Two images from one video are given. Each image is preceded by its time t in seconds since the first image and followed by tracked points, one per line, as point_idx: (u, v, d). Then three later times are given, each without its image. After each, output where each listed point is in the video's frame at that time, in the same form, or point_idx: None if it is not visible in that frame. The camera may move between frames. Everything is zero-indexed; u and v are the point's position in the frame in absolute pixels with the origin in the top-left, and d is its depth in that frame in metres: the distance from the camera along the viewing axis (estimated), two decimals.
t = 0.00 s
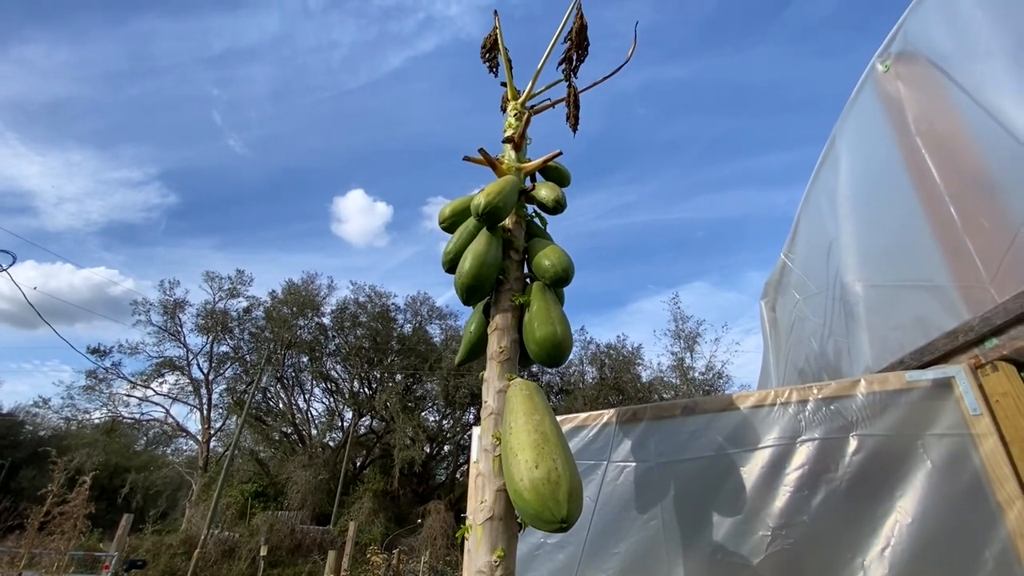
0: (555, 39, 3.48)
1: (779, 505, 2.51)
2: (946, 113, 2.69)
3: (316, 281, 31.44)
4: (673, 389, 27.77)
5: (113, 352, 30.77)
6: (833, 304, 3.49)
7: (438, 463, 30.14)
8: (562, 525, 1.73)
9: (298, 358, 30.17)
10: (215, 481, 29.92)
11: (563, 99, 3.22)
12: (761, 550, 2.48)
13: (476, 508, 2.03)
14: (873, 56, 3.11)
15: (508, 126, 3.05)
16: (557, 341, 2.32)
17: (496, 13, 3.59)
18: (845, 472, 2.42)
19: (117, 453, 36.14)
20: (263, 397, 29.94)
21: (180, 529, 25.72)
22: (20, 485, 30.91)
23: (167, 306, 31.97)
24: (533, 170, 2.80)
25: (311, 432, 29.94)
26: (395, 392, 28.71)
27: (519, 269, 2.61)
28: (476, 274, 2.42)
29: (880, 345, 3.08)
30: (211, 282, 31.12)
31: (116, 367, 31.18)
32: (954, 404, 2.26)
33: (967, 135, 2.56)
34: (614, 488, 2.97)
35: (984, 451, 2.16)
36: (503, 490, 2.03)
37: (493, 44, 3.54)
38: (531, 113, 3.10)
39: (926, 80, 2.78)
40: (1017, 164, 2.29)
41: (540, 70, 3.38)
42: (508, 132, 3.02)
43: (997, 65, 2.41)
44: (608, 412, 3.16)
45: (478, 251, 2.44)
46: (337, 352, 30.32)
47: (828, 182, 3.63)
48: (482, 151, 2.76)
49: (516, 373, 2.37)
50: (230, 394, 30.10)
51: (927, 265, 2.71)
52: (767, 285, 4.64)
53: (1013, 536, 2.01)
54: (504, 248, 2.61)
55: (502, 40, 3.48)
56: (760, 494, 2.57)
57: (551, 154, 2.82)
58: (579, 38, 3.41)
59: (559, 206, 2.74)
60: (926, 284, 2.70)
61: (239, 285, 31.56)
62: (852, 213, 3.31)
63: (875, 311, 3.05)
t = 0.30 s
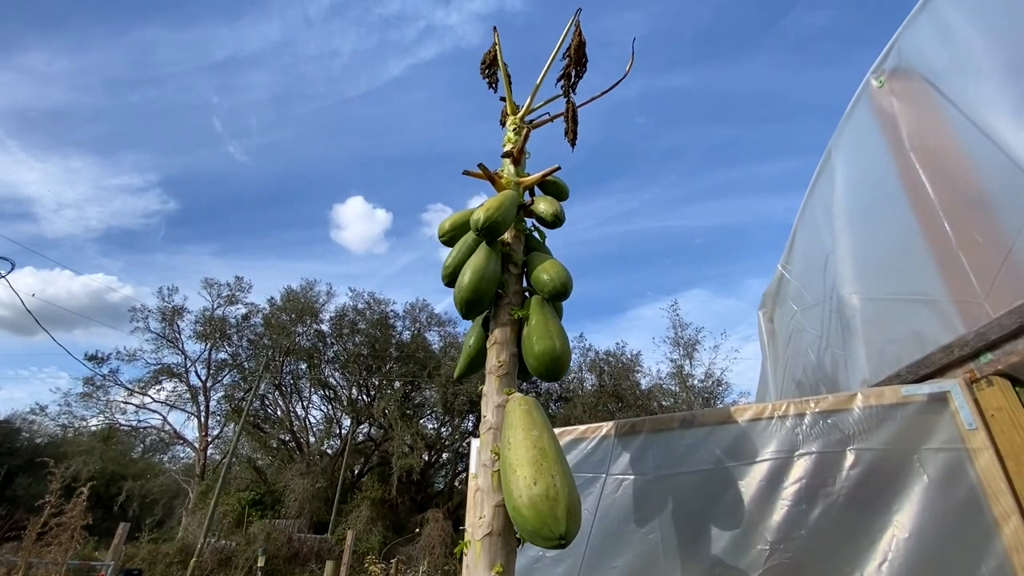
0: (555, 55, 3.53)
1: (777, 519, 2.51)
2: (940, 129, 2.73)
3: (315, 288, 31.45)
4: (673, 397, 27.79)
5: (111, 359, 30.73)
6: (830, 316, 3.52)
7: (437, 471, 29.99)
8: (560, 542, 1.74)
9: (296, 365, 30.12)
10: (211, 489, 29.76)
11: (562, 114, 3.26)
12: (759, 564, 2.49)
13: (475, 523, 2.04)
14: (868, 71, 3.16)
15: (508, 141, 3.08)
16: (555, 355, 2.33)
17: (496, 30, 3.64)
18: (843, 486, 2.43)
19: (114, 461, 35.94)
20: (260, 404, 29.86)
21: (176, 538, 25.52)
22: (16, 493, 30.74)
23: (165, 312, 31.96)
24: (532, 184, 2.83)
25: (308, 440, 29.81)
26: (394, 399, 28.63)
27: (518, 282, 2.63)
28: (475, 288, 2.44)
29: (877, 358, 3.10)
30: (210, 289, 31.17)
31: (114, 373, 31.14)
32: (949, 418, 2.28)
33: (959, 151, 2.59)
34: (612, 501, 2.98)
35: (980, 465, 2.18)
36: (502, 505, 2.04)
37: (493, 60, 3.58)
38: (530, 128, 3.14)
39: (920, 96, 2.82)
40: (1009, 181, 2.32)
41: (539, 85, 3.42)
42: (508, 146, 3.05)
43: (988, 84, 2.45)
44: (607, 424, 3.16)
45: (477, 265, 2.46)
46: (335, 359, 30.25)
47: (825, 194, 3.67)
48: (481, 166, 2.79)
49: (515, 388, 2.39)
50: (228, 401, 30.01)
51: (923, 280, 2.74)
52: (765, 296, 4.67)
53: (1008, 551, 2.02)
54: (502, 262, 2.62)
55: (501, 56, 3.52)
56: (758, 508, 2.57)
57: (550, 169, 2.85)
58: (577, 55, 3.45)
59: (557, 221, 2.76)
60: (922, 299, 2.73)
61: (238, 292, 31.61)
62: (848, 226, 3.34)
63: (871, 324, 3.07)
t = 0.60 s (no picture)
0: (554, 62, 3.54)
1: (775, 525, 2.52)
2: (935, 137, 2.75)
3: (314, 291, 31.42)
4: (672, 400, 27.70)
5: (109, 362, 30.69)
6: (828, 321, 3.53)
7: (435, 475, 29.91)
8: (559, 549, 1.73)
9: (295, 369, 30.08)
10: (209, 493, 29.66)
11: (561, 120, 3.27)
12: (758, 570, 2.49)
13: (474, 530, 2.04)
14: (865, 78, 3.18)
15: (507, 147, 3.09)
16: (554, 361, 2.34)
17: (496, 37, 3.66)
18: (841, 492, 2.43)
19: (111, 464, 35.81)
20: (259, 408, 29.80)
21: (173, 542, 25.39)
22: (13, 497, 30.63)
23: (164, 315, 31.93)
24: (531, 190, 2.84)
25: (307, 443, 29.73)
26: (393, 402, 28.56)
27: (517, 288, 2.64)
28: (474, 293, 2.44)
29: (875, 364, 3.11)
30: (209, 292, 31.19)
31: (112, 377, 31.12)
32: (948, 424, 2.29)
33: (956, 158, 2.61)
34: (611, 507, 2.97)
35: (978, 471, 2.18)
36: (501, 512, 2.04)
37: (492, 66, 3.60)
38: (529, 134, 3.15)
39: (916, 103, 2.84)
40: (1005, 187, 2.34)
41: (538, 92, 3.43)
42: (507, 152, 3.06)
43: (984, 91, 2.47)
44: (606, 429, 3.16)
45: (476, 271, 2.47)
46: (334, 363, 30.19)
47: (822, 200, 3.69)
48: (480, 172, 2.80)
49: (514, 394, 2.39)
50: (226, 405, 29.91)
51: (920, 286, 2.75)
52: (763, 301, 4.69)
53: (1006, 557, 2.03)
54: (501, 268, 2.63)
55: (500, 63, 3.53)
56: (757, 514, 2.57)
57: (549, 175, 2.86)
58: (576, 62, 3.47)
59: (556, 226, 2.76)
60: (919, 305, 2.74)
61: (236, 295, 31.59)
62: (846, 231, 3.36)
63: (869, 330, 3.08)
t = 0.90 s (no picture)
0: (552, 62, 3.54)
1: (774, 524, 2.52)
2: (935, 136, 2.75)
3: (313, 290, 31.42)
4: (671, 400, 27.75)
5: (108, 361, 30.73)
6: (828, 321, 3.54)
7: (435, 474, 29.89)
8: (557, 548, 1.73)
9: (294, 368, 30.07)
10: (209, 493, 29.67)
11: (560, 119, 3.26)
12: (757, 569, 2.49)
13: (472, 530, 2.04)
14: (864, 78, 3.19)
15: (506, 146, 3.09)
16: (553, 361, 2.33)
17: (495, 36, 3.66)
18: (840, 493, 2.43)
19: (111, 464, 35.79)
20: (259, 407, 29.79)
21: (173, 542, 25.40)
22: (12, 496, 30.60)
23: (163, 315, 31.94)
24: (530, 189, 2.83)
25: (306, 442, 29.75)
26: (393, 402, 28.60)
27: (516, 287, 2.63)
28: (473, 293, 2.44)
29: (874, 363, 3.11)
30: (208, 291, 31.19)
31: (111, 376, 31.14)
32: (946, 423, 2.29)
33: (954, 157, 2.61)
34: (610, 506, 2.98)
35: (976, 471, 2.18)
36: (500, 511, 2.04)
37: (491, 66, 3.59)
38: (528, 133, 3.15)
39: (914, 102, 2.84)
40: (1003, 186, 2.33)
41: (537, 90, 3.43)
42: (506, 151, 3.06)
43: (983, 90, 2.46)
44: (605, 429, 3.16)
45: (474, 271, 2.47)
46: (333, 362, 30.19)
47: (821, 199, 3.69)
48: (479, 171, 2.80)
49: (513, 393, 2.39)
50: (225, 404, 29.91)
51: (919, 285, 2.74)
52: (762, 301, 4.70)
53: (1004, 556, 2.03)
54: (500, 267, 2.62)
55: (499, 63, 3.53)
56: (756, 513, 2.58)
57: (548, 174, 2.85)
58: (575, 61, 3.47)
59: (555, 226, 2.76)
60: (919, 304, 2.73)
61: (236, 294, 31.62)
62: (846, 230, 3.35)
63: (869, 329, 3.08)
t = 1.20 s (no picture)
0: (551, 56, 3.52)
1: (774, 519, 2.51)
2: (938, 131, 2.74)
3: (313, 286, 31.38)
4: (671, 396, 27.95)
5: (108, 357, 30.74)
6: (828, 316, 3.53)
7: (435, 470, 29.94)
8: (557, 543, 1.73)
9: (294, 364, 30.06)
10: (209, 488, 29.71)
11: (559, 113, 3.24)
12: (757, 564, 2.48)
13: (471, 525, 2.04)
14: (865, 72, 3.18)
15: (504, 141, 3.08)
16: (552, 356, 2.33)
17: (495, 30, 3.64)
18: (839, 487, 2.43)
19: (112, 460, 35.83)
20: (259, 404, 29.83)
21: (173, 538, 25.49)
22: (13, 493, 30.67)
23: (163, 311, 31.92)
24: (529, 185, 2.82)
25: (307, 438, 29.79)
26: (393, 398, 28.62)
27: (515, 283, 2.62)
28: (472, 288, 2.43)
29: (874, 359, 3.10)
30: (207, 287, 31.17)
31: (111, 372, 31.16)
32: (946, 418, 2.29)
33: (955, 151, 2.60)
34: (609, 501, 2.97)
35: (975, 466, 2.18)
36: (499, 506, 2.03)
37: (490, 60, 3.58)
38: (527, 128, 3.13)
39: (915, 96, 2.83)
40: (1004, 180, 2.33)
41: (536, 84, 3.41)
42: (505, 147, 3.04)
43: (984, 83, 2.45)
44: (604, 425, 3.16)
45: (473, 266, 2.46)
46: (333, 359, 30.19)
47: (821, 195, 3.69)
48: (478, 166, 2.79)
49: (512, 389, 2.38)
50: (225, 400, 29.93)
51: (919, 280, 2.74)
52: (762, 296, 4.70)
53: (1003, 551, 2.03)
54: (499, 262, 2.61)
55: (498, 57, 3.51)
56: (754, 508, 2.58)
57: (547, 169, 2.83)
58: (575, 54, 3.44)
59: (554, 221, 2.75)
60: (918, 299, 2.73)
61: (236, 290, 31.60)
62: (846, 225, 3.34)
63: (868, 325, 3.08)
